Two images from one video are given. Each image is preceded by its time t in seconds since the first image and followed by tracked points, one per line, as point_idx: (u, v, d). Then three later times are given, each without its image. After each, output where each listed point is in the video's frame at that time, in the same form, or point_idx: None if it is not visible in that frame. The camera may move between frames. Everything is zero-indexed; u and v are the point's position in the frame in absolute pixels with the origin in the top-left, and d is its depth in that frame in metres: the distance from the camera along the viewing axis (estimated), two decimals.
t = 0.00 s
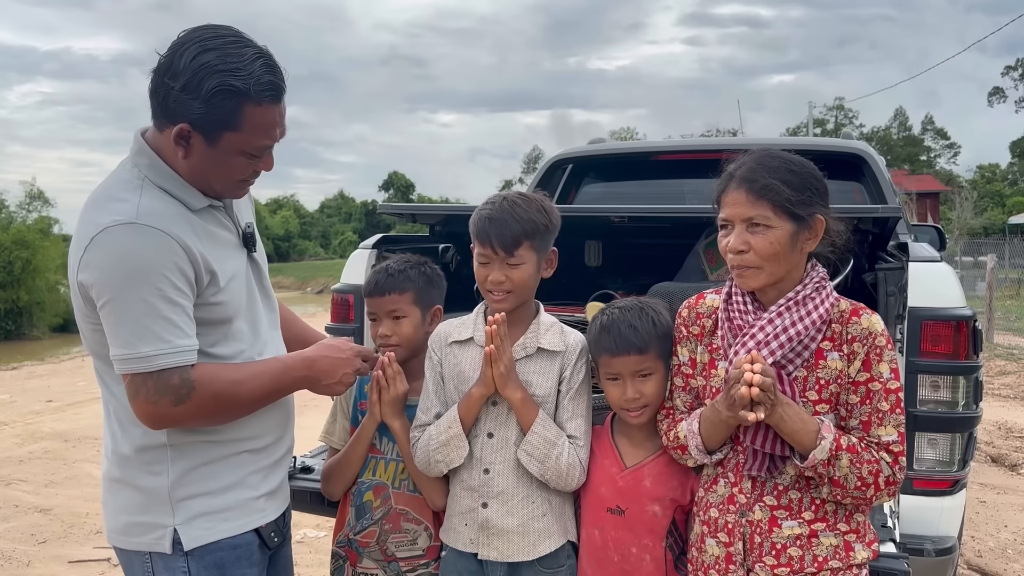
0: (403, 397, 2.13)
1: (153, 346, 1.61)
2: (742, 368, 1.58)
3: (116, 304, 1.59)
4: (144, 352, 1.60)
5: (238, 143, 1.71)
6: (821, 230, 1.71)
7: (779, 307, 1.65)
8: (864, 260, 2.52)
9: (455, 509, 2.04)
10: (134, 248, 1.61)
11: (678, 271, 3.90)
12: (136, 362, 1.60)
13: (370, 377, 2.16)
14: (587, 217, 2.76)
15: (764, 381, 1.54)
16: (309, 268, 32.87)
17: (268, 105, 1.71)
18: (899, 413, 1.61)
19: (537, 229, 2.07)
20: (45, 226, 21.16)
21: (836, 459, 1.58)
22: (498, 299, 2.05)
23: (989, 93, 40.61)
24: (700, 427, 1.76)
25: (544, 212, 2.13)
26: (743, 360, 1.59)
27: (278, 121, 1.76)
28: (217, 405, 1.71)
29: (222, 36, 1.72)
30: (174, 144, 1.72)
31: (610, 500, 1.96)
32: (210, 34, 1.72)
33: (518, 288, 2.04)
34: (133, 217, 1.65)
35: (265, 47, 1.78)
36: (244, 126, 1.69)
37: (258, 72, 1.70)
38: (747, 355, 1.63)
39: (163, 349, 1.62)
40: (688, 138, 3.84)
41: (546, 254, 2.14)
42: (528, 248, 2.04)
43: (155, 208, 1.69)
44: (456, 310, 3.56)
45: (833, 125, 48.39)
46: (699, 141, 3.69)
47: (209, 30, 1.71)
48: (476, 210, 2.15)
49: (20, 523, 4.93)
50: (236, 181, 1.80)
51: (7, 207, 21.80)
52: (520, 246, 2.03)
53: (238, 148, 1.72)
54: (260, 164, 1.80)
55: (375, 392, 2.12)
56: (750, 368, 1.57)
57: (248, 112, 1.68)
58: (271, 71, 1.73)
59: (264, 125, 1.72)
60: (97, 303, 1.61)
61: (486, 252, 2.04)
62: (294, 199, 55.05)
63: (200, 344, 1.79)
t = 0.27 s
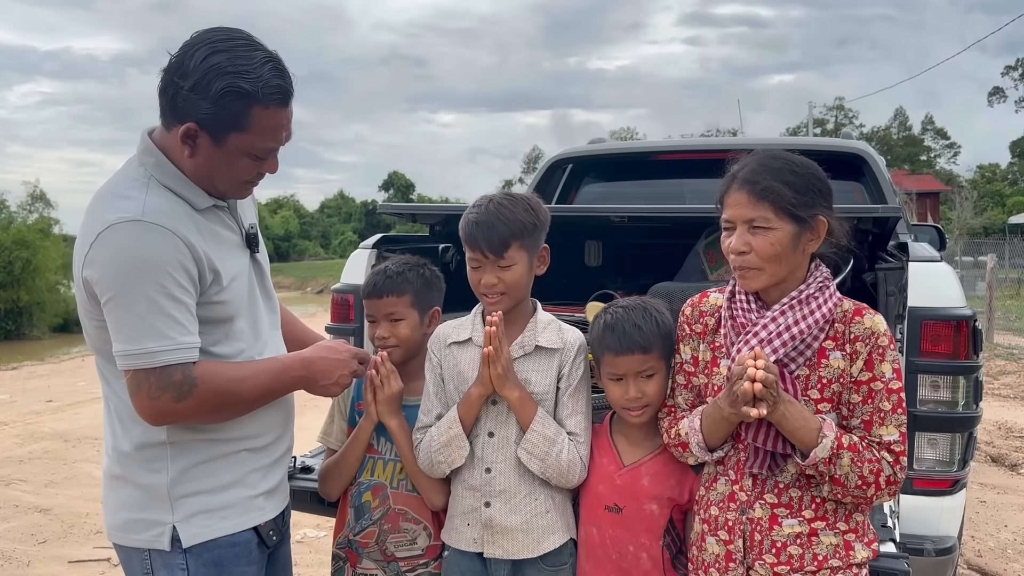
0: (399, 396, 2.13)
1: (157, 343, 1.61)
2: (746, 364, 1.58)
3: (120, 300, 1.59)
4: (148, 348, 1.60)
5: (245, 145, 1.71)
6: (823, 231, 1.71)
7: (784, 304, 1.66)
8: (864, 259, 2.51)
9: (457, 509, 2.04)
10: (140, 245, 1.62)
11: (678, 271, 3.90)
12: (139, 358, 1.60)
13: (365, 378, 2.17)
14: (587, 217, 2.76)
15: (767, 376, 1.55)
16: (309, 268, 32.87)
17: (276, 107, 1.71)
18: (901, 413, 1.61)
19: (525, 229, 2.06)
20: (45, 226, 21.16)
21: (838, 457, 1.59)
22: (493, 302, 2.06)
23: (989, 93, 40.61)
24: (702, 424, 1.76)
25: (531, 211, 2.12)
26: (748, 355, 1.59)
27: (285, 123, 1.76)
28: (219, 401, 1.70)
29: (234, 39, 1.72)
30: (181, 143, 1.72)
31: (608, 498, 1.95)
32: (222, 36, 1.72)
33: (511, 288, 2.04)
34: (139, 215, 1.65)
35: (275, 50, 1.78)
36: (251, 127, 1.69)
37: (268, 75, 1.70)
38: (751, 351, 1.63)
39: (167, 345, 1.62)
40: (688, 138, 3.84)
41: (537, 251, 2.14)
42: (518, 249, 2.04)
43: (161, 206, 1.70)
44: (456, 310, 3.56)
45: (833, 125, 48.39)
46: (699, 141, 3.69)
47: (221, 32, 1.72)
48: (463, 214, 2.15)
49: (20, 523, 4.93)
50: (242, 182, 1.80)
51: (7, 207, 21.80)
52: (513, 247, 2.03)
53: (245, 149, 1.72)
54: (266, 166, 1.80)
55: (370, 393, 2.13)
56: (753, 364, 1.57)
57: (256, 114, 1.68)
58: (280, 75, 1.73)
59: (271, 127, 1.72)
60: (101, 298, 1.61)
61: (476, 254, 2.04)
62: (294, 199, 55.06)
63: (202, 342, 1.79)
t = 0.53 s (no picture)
0: (392, 395, 2.13)
1: (162, 342, 1.61)
2: (746, 369, 1.58)
3: (126, 299, 1.59)
4: (153, 347, 1.60)
5: (252, 149, 1.71)
6: (813, 234, 1.69)
7: (782, 308, 1.65)
8: (864, 260, 2.51)
9: (455, 510, 2.04)
10: (147, 245, 1.62)
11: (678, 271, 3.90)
12: (144, 357, 1.60)
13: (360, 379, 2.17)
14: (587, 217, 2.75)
15: (767, 382, 1.54)
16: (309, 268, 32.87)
17: (285, 114, 1.71)
18: (902, 415, 1.62)
19: (520, 231, 2.06)
20: (46, 226, 21.16)
21: (838, 460, 1.58)
22: (491, 306, 2.07)
23: (989, 93, 40.61)
24: (702, 426, 1.76)
25: (526, 213, 2.13)
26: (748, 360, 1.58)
27: (293, 130, 1.76)
28: (223, 400, 1.70)
29: (246, 44, 1.72)
30: (189, 144, 1.72)
31: (607, 498, 1.95)
32: (235, 41, 1.72)
33: (510, 292, 2.04)
34: (147, 215, 1.65)
35: (287, 58, 1.78)
36: (259, 132, 1.69)
37: (278, 82, 1.70)
38: (750, 356, 1.63)
39: (172, 344, 1.62)
40: (688, 138, 3.84)
41: (533, 252, 2.14)
42: (514, 252, 2.04)
43: (168, 206, 1.70)
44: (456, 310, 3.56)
45: (833, 125, 48.39)
46: (699, 141, 3.69)
47: (235, 37, 1.72)
48: (460, 218, 2.16)
49: (20, 523, 4.93)
50: (248, 185, 1.80)
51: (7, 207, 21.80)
52: (509, 251, 2.03)
53: (252, 153, 1.72)
54: (272, 171, 1.80)
55: (364, 392, 2.13)
56: (754, 369, 1.57)
57: (264, 120, 1.68)
58: (290, 82, 1.73)
59: (279, 133, 1.72)
60: (107, 297, 1.61)
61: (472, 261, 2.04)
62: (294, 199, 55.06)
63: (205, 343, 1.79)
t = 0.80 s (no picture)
0: (386, 392, 2.13)
1: (166, 341, 1.61)
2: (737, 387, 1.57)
3: (131, 298, 1.59)
4: (157, 346, 1.60)
5: (258, 154, 1.71)
6: (800, 240, 1.65)
7: (774, 317, 1.63)
8: (864, 260, 2.51)
9: (454, 509, 2.04)
10: (153, 245, 1.62)
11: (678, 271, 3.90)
12: (148, 356, 1.60)
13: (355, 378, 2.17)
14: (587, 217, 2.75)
15: (758, 403, 1.54)
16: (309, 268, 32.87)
17: (292, 121, 1.71)
18: (900, 423, 1.61)
19: (520, 233, 2.06)
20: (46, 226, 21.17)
21: (834, 471, 1.59)
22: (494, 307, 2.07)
23: (989, 93, 40.60)
24: (699, 434, 1.75)
25: (526, 215, 2.13)
26: (737, 377, 1.57)
27: (300, 137, 1.76)
28: (227, 398, 1.70)
29: (257, 49, 1.72)
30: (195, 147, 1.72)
31: (605, 498, 1.95)
32: (246, 46, 1.72)
33: (511, 294, 2.04)
34: (153, 215, 1.65)
35: (297, 64, 1.78)
36: (266, 138, 1.69)
37: (287, 89, 1.70)
38: (741, 369, 1.61)
39: (176, 344, 1.62)
40: (688, 138, 3.84)
41: (534, 253, 2.13)
42: (514, 254, 2.03)
43: (174, 207, 1.70)
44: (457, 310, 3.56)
45: (833, 125, 48.39)
46: (699, 141, 3.69)
47: (246, 42, 1.72)
48: (460, 219, 2.16)
49: (20, 523, 4.93)
50: (253, 189, 1.80)
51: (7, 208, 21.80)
52: (508, 252, 2.02)
53: (257, 158, 1.72)
54: (277, 175, 1.80)
55: (358, 392, 2.12)
56: (745, 388, 1.56)
57: (271, 126, 1.68)
58: (299, 90, 1.73)
59: (285, 139, 1.72)
60: (112, 296, 1.61)
61: (471, 262, 2.04)
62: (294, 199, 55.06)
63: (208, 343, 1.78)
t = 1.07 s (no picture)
0: (386, 389, 2.13)
1: (165, 340, 1.61)
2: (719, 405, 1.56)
3: (131, 296, 1.60)
4: (156, 344, 1.60)
5: (259, 155, 1.71)
6: (782, 252, 1.62)
7: (761, 329, 1.62)
8: (864, 260, 2.52)
9: (454, 510, 2.04)
10: (153, 245, 1.62)
11: (678, 271, 3.90)
12: (148, 354, 1.60)
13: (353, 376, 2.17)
14: (587, 217, 2.75)
15: (740, 425, 1.52)
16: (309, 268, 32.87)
17: (293, 122, 1.71)
18: (894, 433, 1.60)
19: (523, 234, 2.06)
20: (46, 226, 21.16)
21: (826, 484, 1.58)
22: (495, 307, 2.06)
23: (989, 94, 40.62)
24: (691, 443, 1.75)
25: (528, 216, 2.13)
26: (722, 395, 1.56)
27: (301, 138, 1.76)
28: (225, 397, 1.70)
29: (258, 51, 1.72)
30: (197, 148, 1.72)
31: (605, 498, 1.95)
32: (247, 47, 1.72)
33: (512, 295, 2.04)
34: (154, 214, 1.65)
35: (299, 66, 1.78)
36: (267, 139, 1.69)
37: (288, 90, 1.70)
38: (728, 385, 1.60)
39: (175, 343, 1.62)
40: (688, 138, 3.84)
41: (536, 254, 2.13)
42: (516, 254, 2.04)
43: (175, 207, 1.70)
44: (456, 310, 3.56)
45: (833, 125, 48.40)
46: (699, 141, 3.69)
47: (247, 43, 1.72)
48: (462, 220, 2.17)
49: (21, 523, 4.93)
50: (254, 190, 1.80)
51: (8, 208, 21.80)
52: (510, 253, 2.03)
53: (259, 159, 1.72)
54: (278, 176, 1.80)
55: (358, 390, 2.12)
56: (726, 409, 1.54)
57: (271, 127, 1.68)
58: (300, 91, 1.73)
59: (286, 141, 1.72)
60: (111, 293, 1.62)
61: (474, 262, 2.05)
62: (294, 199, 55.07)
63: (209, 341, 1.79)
